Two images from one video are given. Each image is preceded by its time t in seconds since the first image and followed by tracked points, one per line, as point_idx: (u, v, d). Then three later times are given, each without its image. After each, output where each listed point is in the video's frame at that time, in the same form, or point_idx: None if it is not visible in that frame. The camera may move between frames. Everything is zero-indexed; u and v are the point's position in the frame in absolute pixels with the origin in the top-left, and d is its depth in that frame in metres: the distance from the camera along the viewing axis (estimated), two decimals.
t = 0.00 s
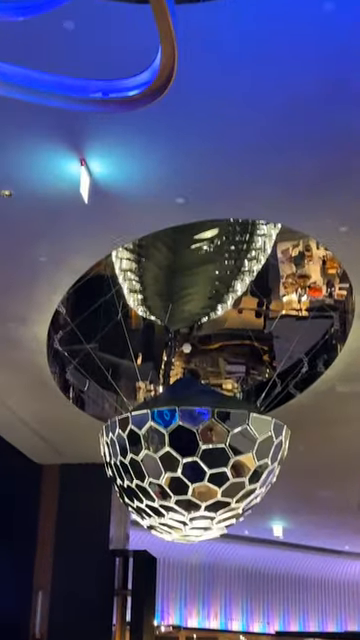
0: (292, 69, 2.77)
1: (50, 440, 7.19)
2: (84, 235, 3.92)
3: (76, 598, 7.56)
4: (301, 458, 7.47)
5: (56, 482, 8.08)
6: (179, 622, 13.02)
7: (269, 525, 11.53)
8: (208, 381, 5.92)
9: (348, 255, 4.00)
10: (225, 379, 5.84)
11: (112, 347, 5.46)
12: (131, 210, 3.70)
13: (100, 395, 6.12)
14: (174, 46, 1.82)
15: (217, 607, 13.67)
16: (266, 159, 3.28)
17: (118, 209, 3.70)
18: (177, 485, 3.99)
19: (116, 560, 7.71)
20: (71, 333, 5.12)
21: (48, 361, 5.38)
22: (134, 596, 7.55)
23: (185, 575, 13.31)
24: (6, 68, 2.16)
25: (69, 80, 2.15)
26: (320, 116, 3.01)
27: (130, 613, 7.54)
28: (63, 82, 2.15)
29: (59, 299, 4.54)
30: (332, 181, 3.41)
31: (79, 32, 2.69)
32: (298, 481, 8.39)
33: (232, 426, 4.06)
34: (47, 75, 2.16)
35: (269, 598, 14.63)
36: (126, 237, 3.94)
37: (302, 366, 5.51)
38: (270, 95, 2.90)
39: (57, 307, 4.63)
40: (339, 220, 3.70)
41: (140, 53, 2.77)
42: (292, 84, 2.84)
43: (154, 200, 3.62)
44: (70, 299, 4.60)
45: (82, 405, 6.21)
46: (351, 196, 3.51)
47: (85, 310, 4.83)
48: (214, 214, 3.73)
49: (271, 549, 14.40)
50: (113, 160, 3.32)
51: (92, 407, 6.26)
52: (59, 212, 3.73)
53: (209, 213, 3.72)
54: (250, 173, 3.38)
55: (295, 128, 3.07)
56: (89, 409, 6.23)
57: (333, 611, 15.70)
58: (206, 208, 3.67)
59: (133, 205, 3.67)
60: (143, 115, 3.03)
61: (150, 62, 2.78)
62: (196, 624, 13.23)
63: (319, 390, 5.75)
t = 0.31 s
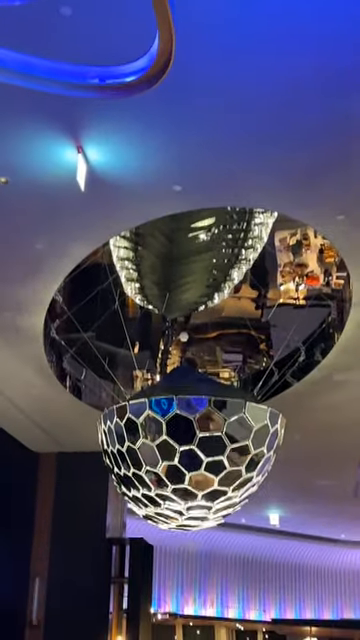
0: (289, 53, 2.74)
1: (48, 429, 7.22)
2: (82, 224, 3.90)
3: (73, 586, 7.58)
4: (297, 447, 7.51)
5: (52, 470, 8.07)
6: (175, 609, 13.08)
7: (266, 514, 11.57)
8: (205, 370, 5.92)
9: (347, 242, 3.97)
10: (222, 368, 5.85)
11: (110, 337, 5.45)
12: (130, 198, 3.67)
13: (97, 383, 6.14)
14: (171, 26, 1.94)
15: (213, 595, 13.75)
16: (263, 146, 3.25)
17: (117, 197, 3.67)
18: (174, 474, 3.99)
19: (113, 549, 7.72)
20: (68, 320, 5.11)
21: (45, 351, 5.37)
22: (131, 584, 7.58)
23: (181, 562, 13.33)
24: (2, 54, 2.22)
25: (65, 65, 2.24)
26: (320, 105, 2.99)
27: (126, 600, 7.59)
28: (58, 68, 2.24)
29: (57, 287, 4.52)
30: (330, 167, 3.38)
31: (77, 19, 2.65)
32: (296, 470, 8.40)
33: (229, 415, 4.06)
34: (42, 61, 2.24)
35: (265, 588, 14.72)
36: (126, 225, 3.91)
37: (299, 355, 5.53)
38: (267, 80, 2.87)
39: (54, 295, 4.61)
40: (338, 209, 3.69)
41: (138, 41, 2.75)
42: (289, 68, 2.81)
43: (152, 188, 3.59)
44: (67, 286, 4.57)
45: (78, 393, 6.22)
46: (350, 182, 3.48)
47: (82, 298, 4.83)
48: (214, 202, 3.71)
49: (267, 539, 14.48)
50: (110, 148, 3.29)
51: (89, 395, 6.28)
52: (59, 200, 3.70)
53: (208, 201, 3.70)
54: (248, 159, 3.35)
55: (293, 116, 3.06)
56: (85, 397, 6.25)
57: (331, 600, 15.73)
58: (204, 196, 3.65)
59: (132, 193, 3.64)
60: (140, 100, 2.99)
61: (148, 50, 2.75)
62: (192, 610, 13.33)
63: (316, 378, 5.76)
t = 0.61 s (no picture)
0: (289, 42, 2.71)
1: (46, 421, 7.24)
2: (80, 215, 3.88)
3: (72, 580, 7.59)
4: (295, 438, 7.53)
5: (51, 463, 8.11)
6: (173, 600, 13.15)
7: (263, 505, 11.60)
8: (203, 361, 5.95)
9: (346, 232, 3.96)
10: (220, 360, 5.88)
11: (108, 329, 5.43)
12: (128, 188, 3.65)
13: (95, 376, 6.12)
14: (168, 16, 1.97)
15: (211, 586, 13.82)
16: (261, 137, 3.24)
17: (114, 187, 3.65)
18: (171, 466, 3.99)
19: (111, 541, 7.76)
20: (66, 312, 5.09)
21: (43, 341, 5.39)
22: (128, 575, 7.42)
23: (179, 554, 13.42)
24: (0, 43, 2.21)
25: (60, 55, 2.22)
26: (318, 96, 2.97)
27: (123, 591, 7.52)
28: (58, 57, 2.22)
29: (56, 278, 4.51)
30: (329, 158, 3.37)
31: (73, 9, 2.63)
32: (294, 461, 8.43)
33: (226, 406, 4.06)
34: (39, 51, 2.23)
35: (263, 581, 14.79)
36: (124, 216, 3.89)
37: (297, 347, 5.51)
38: (266, 69, 2.84)
39: (52, 285, 4.60)
40: (336, 199, 3.68)
41: (135, 32, 2.72)
42: (289, 57, 2.78)
43: (149, 179, 3.57)
44: (65, 277, 4.54)
45: (76, 385, 6.23)
46: (347, 174, 3.47)
47: (80, 289, 4.81)
48: (212, 194, 3.70)
49: (265, 532, 14.52)
50: (108, 139, 3.27)
51: (87, 387, 6.28)
52: (56, 191, 3.68)
53: (206, 191, 3.68)
54: (246, 150, 3.34)
55: (291, 107, 3.04)
56: (83, 388, 6.25)
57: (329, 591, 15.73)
58: (202, 187, 3.64)
59: (130, 184, 3.62)
60: (139, 89, 2.96)
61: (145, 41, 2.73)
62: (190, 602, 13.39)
63: (314, 370, 5.77)
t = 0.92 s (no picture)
0: (286, 34, 2.69)
1: (45, 418, 7.25)
2: (78, 210, 3.87)
3: (71, 577, 7.59)
4: (294, 435, 7.54)
5: (49, 459, 8.13)
6: (171, 595, 13.17)
7: (262, 501, 11.63)
8: (202, 357, 6.04)
9: (345, 228, 3.95)
10: (218, 355, 5.97)
11: (106, 324, 5.51)
12: (126, 184, 3.65)
13: (93, 371, 6.17)
14: (166, 12, 1.96)
15: (210, 582, 13.83)
16: (258, 131, 3.23)
17: (112, 183, 3.64)
18: (170, 462, 3.99)
19: (110, 535, 7.76)
20: (64, 309, 5.15)
21: (43, 340, 5.38)
22: (128, 571, 7.46)
23: (178, 550, 13.44)
24: None
25: (59, 51, 2.23)
26: (317, 89, 2.96)
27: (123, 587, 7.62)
28: (56, 53, 2.22)
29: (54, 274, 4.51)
30: (327, 154, 3.37)
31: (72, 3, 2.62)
32: (293, 457, 8.44)
33: (225, 401, 4.07)
34: (38, 47, 2.23)
35: (262, 578, 14.80)
36: (122, 211, 3.88)
37: (295, 342, 5.52)
38: (266, 62, 2.83)
39: (50, 282, 4.60)
40: (335, 195, 3.67)
41: (133, 26, 2.71)
42: (289, 50, 2.77)
43: (148, 174, 3.56)
44: (63, 272, 4.54)
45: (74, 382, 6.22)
46: (346, 169, 3.47)
47: (79, 285, 4.85)
48: (210, 189, 3.69)
49: (264, 528, 14.54)
50: (106, 134, 3.26)
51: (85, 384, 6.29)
52: (54, 186, 3.67)
53: (204, 187, 3.67)
54: (244, 146, 3.34)
55: (289, 102, 3.03)
56: (81, 385, 6.25)
57: (329, 588, 15.75)
58: (201, 183, 3.63)
59: (128, 179, 3.61)
60: (138, 84, 2.95)
61: (144, 34, 2.72)
62: (189, 597, 13.40)
63: (313, 366, 5.76)
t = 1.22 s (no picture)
0: (286, 33, 2.70)
1: (45, 416, 7.25)
2: (79, 209, 3.88)
3: (71, 574, 7.59)
4: (293, 432, 7.55)
5: (49, 457, 8.13)
6: (171, 593, 13.17)
7: (262, 498, 11.65)
8: (202, 354, 6.03)
9: (345, 225, 3.95)
10: (218, 353, 5.97)
11: (106, 323, 5.52)
12: (126, 182, 3.65)
13: (93, 369, 6.18)
14: (167, 8, 1.97)
15: (210, 580, 13.83)
16: (259, 129, 3.24)
17: (112, 181, 3.65)
18: (170, 461, 4.00)
19: (110, 533, 7.79)
20: (64, 305, 5.15)
21: (43, 338, 5.39)
22: (128, 568, 7.50)
23: (178, 549, 13.45)
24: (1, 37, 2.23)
25: (61, 48, 2.23)
26: (317, 87, 2.97)
27: (123, 584, 7.64)
28: (57, 51, 2.23)
29: (54, 271, 4.52)
30: (327, 153, 3.38)
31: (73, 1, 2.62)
32: (292, 455, 8.46)
33: (225, 400, 4.07)
34: (40, 45, 2.24)
35: (262, 576, 14.82)
36: (122, 209, 3.89)
37: (295, 340, 5.53)
38: (268, 59, 2.83)
39: (50, 279, 4.61)
40: (335, 192, 3.67)
41: (134, 24, 2.71)
42: (290, 49, 2.78)
43: (149, 172, 3.57)
44: (62, 269, 4.55)
45: (74, 380, 6.23)
46: (346, 166, 3.47)
47: (78, 283, 4.85)
48: (210, 187, 3.69)
49: (264, 524, 14.59)
50: (106, 132, 3.27)
51: (85, 381, 6.30)
52: (54, 183, 3.68)
53: (204, 185, 3.67)
54: (245, 144, 3.34)
55: (289, 99, 3.04)
56: (81, 383, 6.27)
57: (328, 586, 15.77)
58: (201, 181, 3.64)
59: (128, 178, 3.62)
60: (140, 81, 2.95)
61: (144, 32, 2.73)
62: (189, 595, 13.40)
63: (312, 364, 5.76)
